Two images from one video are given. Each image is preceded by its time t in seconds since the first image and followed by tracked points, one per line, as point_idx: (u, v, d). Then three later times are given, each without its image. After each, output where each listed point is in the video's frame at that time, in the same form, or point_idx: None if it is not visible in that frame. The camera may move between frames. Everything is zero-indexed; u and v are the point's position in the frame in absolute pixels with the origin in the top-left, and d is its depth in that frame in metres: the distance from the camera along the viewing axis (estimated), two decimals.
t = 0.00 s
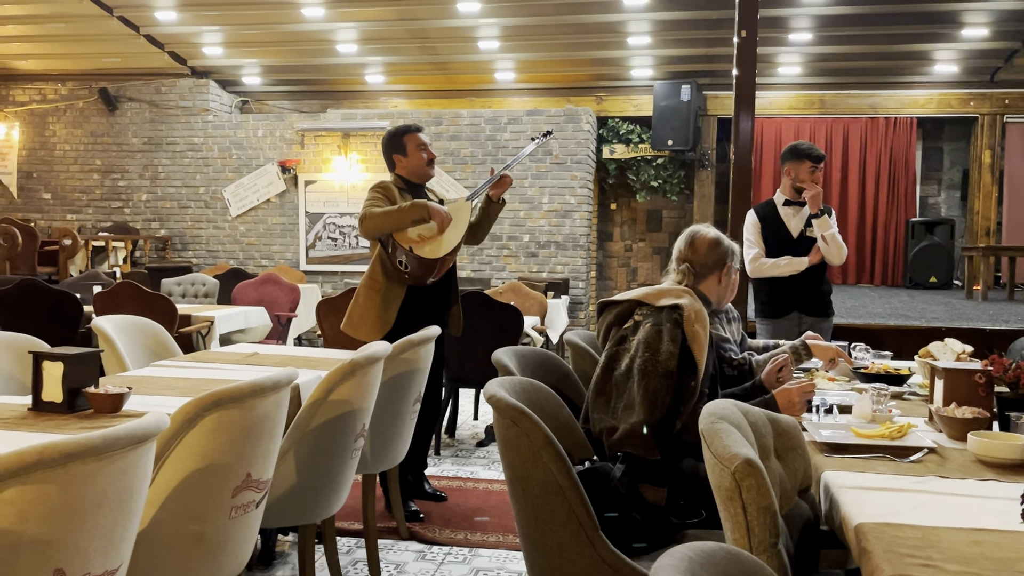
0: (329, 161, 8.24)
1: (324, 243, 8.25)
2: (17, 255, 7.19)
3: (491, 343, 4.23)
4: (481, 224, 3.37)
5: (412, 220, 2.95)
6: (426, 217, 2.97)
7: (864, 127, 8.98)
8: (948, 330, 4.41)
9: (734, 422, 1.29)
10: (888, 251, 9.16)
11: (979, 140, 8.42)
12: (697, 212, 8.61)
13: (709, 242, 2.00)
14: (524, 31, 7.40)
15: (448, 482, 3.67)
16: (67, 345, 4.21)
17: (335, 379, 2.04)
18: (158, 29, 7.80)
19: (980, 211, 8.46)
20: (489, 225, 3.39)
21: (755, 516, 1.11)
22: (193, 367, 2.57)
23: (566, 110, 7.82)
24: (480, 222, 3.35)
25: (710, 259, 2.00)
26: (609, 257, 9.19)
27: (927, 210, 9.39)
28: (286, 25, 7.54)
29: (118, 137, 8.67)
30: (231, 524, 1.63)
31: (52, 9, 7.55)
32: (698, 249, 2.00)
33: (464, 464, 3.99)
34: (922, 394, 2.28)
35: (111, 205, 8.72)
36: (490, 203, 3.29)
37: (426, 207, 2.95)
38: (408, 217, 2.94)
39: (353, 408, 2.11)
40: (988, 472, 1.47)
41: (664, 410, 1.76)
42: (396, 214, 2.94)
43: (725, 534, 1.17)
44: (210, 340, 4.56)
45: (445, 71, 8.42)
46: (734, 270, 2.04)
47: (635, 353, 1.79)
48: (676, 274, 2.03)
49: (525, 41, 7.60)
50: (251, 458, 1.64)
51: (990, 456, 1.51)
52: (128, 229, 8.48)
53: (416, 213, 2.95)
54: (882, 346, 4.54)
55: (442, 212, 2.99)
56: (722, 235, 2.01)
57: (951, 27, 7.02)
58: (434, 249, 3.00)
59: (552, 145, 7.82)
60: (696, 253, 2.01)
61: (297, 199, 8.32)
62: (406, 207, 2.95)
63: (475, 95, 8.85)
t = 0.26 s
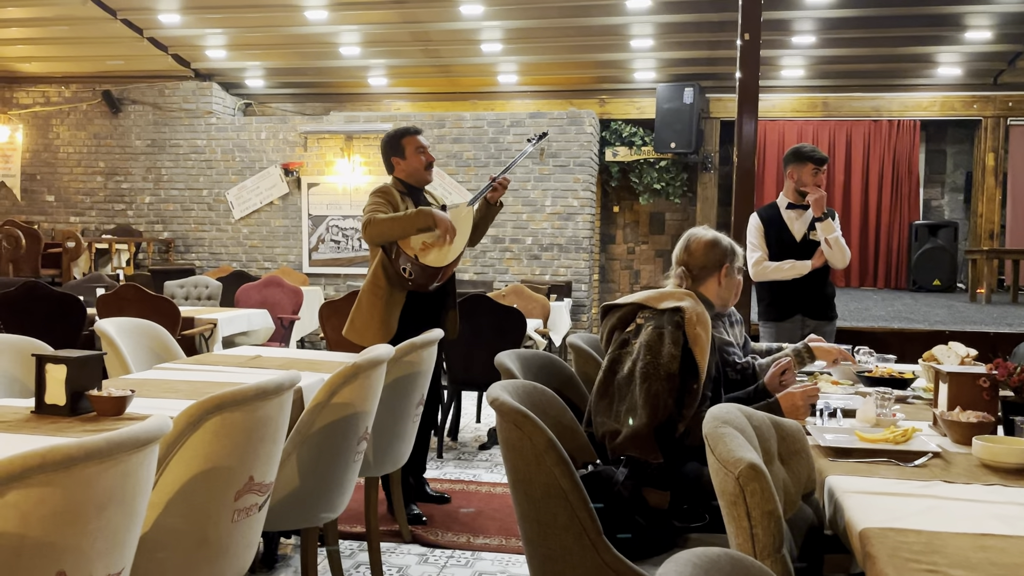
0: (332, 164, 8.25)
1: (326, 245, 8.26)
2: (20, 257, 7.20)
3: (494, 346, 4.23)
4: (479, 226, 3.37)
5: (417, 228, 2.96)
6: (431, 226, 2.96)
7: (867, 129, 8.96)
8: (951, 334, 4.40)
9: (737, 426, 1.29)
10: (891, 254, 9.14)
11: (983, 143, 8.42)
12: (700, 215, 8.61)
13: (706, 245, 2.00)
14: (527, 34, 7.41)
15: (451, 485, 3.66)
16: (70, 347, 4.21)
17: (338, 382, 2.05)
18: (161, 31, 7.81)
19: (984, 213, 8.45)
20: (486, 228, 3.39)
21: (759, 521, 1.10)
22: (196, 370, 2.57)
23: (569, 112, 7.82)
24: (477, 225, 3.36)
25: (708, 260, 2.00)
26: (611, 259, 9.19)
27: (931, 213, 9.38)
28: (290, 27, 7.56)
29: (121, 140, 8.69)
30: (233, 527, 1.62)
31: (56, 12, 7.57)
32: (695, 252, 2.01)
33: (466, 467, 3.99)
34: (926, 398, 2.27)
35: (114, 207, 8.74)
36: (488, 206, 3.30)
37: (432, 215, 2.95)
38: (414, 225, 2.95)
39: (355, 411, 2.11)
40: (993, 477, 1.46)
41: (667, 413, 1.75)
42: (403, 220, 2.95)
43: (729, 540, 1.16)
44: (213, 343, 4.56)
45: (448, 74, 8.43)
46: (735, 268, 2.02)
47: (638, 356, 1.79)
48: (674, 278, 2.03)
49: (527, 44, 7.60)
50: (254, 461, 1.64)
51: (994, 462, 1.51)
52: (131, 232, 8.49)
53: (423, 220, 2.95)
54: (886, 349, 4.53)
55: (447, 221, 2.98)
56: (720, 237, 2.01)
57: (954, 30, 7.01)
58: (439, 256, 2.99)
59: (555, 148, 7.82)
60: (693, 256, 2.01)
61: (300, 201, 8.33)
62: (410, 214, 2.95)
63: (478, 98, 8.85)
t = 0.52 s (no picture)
0: (333, 166, 8.25)
1: (327, 248, 8.26)
2: (21, 259, 7.20)
3: (494, 349, 4.23)
4: (477, 227, 3.34)
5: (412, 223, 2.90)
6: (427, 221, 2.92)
7: (869, 132, 8.95)
8: (953, 338, 4.39)
9: (737, 431, 1.28)
10: (892, 257, 9.14)
11: (984, 147, 8.42)
12: (701, 218, 8.61)
13: (702, 247, 1.99)
14: (528, 37, 7.41)
15: (451, 488, 3.66)
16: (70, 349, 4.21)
17: (337, 386, 2.04)
18: (163, 34, 7.82)
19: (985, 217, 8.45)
20: (484, 226, 3.35)
21: (758, 525, 1.10)
22: (196, 373, 2.57)
23: (570, 115, 7.81)
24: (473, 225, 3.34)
25: (699, 264, 1.98)
26: (612, 262, 9.19)
27: (932, 216, 9.38)
28: (291, 30, 7.57)
29: (123, 142, 8.69)
30: (232, 531, 1.62)
31: (58, 15, 7.58)
32: (688, 257, 2.00)
33: (466, 470, 3.98)
34: (926, 402, 2.27)
35: (115, 209, 8.74)
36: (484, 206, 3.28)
37: (426, 209, 2.90)
38: (409, 219, 2.88)
39: (355, 414, 2.11)
40: (994, 482, 1.46)
41: (666, 417, 1.75)
42: (398, 215, 2.88)
43: (729, 545, 1.16)
44: (213, 346, 4.56)
45: (449, 77, 8.43)
46: (735, 269, 2.00)
47: (636, 360, 1.78)
48: (671, 284, 2.04)
49: (529, 47, 7.61)
50: (253, 464, 1.64)
51: (996, 467, 1.50)
52: (132, 234, 8.49)
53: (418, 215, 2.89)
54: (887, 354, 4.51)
55: (442, 214, 2.94)
56: (712, 238, 2.00)
57: (955, 33, 7.01)
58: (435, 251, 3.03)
59: (556, 151, 7.82)
60: (687, 260, 2.00)
61: (302, 204, 8.33)
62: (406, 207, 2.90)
63: (480, 101, 8.85)
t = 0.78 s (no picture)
0: (332, 170, 8.25)
1: (326, 252, 8.26)
2: (19, 263, 7.20)
3: (491, 353, 4.22)
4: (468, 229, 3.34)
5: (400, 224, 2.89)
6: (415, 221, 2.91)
7: (867, 137, 8.91)
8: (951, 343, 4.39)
9: (729, 439, 1.28)
10: (891, 262, 9.14)
11: (983, 152, 8.42)
12: (700, 222, 8.61)
13: (695, 253, 1.99)
14: (526, 41, 7.42)
15: (447, 493, 3.65)
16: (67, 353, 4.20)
17: (331, 391, 2.04)
18: (162, 38, 7.83)
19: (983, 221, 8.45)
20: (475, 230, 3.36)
21: (749, 534, 1.10)
22: (191, 378, 2.56)
23: (568, 119, 7.82)
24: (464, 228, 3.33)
25: (691, 270, 1.99)
26: (611, 266, 9.19)
27: (930, 220, 9.38)
28: (290, 34, 7.57)
29: (121, 146, 8.69)
30: (224, 537, 1.62)
31: (57, 18, 7.59)
32: (682, 263, 2.00)
33: (463, 475, 3.97)
34: (922, 408, 2.27)
35: (114, 213, 8.74)
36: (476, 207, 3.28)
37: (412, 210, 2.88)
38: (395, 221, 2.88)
39: (349, 420, 2.10)
40: (987, 490, 1.45)
41: (659, 425, 1.74)
42: (385, 218, 2.90)
43: (720, 553, 1.15)
44: (211, 350, 4.55)
45: (448, 81, 8.43)
46: (730, 274, 1.99)
47: (629, 367, 1.78)
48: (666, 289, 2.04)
49: (527, 52, 7.61)
50: (246, 470, 1.64)
51: (990, 474, 1.50)
52: (130, 238, 8.49)
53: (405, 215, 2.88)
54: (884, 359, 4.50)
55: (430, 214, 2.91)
56: (705, 243, 1.99)
57: (953, 38, 7.02)
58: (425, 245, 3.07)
59: (555, 155, 7.82)
60: (680, 267, 2.00)
61: (300, 208, 8.33)
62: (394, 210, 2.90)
63: (479, 105, 8.85)
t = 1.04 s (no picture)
0: (329, 174, 8.24)
1: (323, 255, 8.26)
2: (15, 266, 7.19)
3: (488, 357, 4.21)
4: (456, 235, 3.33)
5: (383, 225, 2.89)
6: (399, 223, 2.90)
7: (865, 141, 8.99)
8: (948, 348, 4.38)
9: (722, 446, 1.28)
10: (888, 266, 9.15)
11: (980, 157, 8.44)
12: (697, 226, 8.61)
13: (690, 257, 1.99)
14: (524, 45, 7.42)
15: (443, 498, 3.64)
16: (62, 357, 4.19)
17: (325, 397, 2.03)
18: (159, 41, 7.83)
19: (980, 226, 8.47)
20: (463, 237, 3.35)
21: (742, 543, 1.09)
22: (185, 382, 2.55)
23: (566, 123, 7.82)
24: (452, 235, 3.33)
25: (686, 275, 1.98)
26: (608, 270, 9.18)
27: (927, 225, 9.39)
28: (287, 38, 7.57)
29: (118, 149, 8.68)
30: (216, 543, 1.61)
31: (54, 21, 7.58)
32: (675, 267, 2.00)
33: (459, 480, 3.96)
34: (918, 414, 2.26)
35: (111, 216, 8.72)
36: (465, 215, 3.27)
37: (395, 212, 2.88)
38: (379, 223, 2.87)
39: (343, 425, 2.10)
40: (982, 498, 1.45)
41: (652, 431, 1.73)
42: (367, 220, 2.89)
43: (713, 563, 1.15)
44: (206, 354, 4.54)
45: (445, 85, 8.43)
46: (725, 279, 1.98)
47: (623, 374, 1.78)
48: (660, 296, 2.04)
49: (525, 55, 7.61)
50: (238, 476, 1.63)
51: (985, 482, 1.49)
52: (127, 241, 8.47)
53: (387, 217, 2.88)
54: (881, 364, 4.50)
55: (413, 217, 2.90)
56: (700, 248, 1.99)
57: (950, 43, 7.03)
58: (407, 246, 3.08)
59: (552, 159, 7.82)
60: (674, 271, 2.00)
61: (297, 211, 8.32)
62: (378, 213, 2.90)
63: (476, 109, 8.85)
